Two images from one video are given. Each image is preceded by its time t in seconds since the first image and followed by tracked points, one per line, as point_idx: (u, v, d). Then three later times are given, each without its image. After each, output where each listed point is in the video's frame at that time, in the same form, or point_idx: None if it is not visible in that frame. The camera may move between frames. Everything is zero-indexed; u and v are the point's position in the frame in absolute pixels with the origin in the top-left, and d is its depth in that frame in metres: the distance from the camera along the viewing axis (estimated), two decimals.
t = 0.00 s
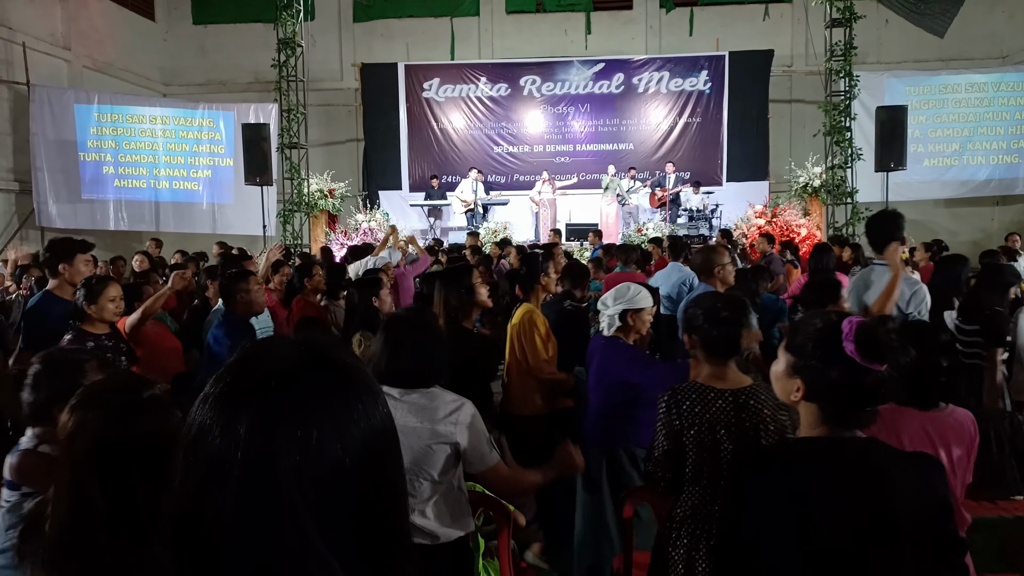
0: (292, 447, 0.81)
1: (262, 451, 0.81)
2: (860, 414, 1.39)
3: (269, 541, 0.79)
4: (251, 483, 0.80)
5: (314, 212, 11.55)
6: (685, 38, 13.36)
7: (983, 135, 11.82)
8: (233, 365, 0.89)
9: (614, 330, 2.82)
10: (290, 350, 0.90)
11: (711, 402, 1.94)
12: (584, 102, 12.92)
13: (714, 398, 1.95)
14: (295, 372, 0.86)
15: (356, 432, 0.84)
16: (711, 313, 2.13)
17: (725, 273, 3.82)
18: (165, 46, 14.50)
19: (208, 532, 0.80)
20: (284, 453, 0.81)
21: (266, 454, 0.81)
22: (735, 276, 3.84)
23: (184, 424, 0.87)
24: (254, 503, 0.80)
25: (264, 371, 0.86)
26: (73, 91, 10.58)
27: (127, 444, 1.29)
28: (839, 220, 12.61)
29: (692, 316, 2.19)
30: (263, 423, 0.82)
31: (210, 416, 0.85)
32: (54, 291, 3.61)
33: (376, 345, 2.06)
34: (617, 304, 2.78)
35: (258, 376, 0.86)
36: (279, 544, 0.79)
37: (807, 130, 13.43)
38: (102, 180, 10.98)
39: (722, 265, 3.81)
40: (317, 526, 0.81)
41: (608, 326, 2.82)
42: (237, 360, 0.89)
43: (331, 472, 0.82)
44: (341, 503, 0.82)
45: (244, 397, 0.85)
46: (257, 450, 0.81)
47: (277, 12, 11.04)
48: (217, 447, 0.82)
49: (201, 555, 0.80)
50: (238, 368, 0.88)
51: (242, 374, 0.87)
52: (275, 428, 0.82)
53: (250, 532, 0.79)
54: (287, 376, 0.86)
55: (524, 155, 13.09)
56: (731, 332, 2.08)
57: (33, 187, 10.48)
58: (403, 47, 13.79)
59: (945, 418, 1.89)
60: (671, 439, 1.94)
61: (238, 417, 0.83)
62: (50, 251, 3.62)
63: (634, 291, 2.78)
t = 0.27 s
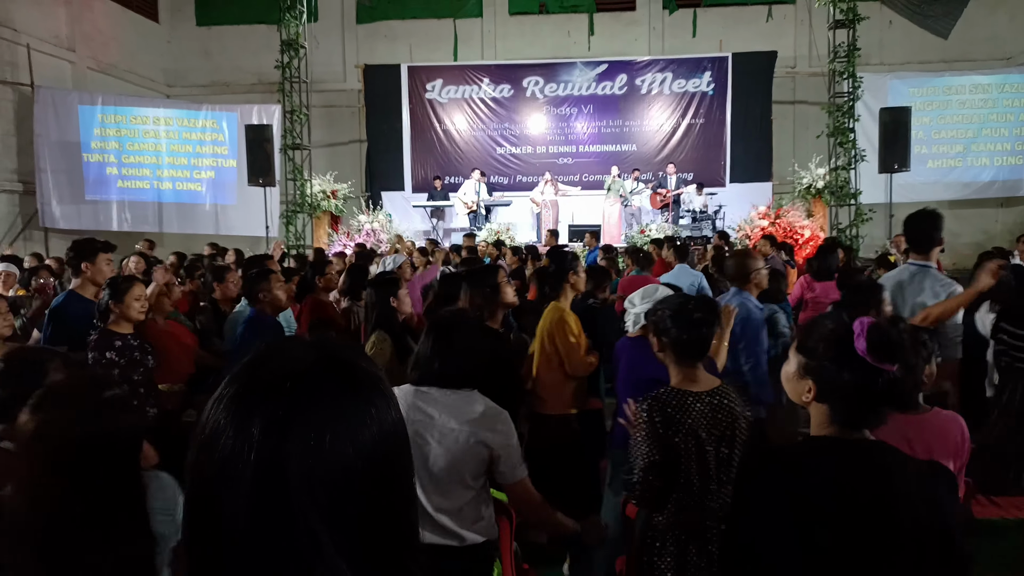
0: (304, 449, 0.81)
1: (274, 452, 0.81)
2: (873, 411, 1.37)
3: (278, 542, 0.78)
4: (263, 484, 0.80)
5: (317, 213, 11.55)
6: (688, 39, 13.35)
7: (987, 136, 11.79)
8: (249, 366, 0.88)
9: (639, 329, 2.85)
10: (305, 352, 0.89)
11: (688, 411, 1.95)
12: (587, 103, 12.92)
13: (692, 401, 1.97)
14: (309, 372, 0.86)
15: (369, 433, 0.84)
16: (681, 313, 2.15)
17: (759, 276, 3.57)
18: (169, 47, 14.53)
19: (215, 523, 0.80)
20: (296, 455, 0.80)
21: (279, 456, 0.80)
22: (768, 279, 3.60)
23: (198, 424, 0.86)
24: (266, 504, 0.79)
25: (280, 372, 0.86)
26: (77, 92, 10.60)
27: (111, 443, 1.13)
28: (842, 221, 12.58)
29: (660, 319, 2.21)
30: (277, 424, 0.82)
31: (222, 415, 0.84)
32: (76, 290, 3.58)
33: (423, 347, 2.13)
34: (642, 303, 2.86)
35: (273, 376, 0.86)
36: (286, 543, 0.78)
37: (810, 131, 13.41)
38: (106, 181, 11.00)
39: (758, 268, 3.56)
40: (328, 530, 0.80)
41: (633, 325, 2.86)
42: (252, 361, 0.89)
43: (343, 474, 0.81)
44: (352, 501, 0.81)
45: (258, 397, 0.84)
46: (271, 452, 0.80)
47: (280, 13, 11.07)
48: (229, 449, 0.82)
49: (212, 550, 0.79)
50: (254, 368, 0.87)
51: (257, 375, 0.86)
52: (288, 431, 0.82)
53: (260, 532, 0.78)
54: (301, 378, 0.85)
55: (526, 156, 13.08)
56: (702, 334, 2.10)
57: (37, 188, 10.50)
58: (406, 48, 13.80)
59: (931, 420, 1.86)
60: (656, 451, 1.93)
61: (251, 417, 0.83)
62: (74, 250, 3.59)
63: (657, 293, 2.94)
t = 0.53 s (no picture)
0: (312, 448, 0.78)
1: (280, 453, 0.78)
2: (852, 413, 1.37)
3: (283, 543, 0.76)
4: (269, 485, 0.77)
5: (315, 211, 11.51)
6: (688, 37, 13.32)
7: (987, 135, 11.78)
8: (253, 363, 0.85)
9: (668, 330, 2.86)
10: (309, 349, 0.86)
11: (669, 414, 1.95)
12: (586, 102, 12.88)
13: (675, 406, 1.97)
14: (316, 368, 0.83)
15: (374, 431, 0.81)
16: (661, 313, 2.12)
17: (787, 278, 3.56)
18: (167, 44, 14.46)
19: (218, 518, 0.78)
20: (303, 453, 0.78)
21: (285, 456, 0.78)
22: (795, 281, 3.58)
23: (198, 425, 0.83)
24: (271, 507, 0.77)
25: (287, 370, 0.83)
26: (74, 89, 10.55)
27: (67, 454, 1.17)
28: (841, 220, 12.55)
29: (636, 323, 2.16)
30: (284, 422, 0.79)
31: (226, 415, 0.81)
32: (88, 289, 3.49)
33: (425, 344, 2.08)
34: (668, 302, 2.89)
35: (280, 374, 0.83)
36: (290, 542, 0.76)
37: (810, 131, 13.38)
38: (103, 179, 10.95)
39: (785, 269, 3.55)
40: (334, 532, 0.78)
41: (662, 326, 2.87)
42: (256, 359, 0.85)
43: (348, 473, 0.79)
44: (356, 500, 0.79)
45: (263, 397, 0.81)
46: (277, 452, 0.78)
47: (278, 10, 11.01)
48: (232, 452, 0.78)
49: (214, 545, 0.77)
50: (259, 365, 0.84)
51: (261, 374, 0.83)
52: (294, 431, 0.79)
53: (265, 532, 0.76)
54: (307, 377, 0.82)
55: (526, 154, 13.04)
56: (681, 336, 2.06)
57: (34, 186, 10.46)
58: (404, 46, 13.75)
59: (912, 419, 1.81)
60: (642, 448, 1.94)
61: (258, 417, 0.80)
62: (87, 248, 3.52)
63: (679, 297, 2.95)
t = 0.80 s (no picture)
0: (326, 447, 0.85)
1: (294, 453, 0.84)
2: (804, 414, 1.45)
3: (300, 543, 0.82)
4: (284, 485, 0.83)
5: (317, 214, 11.59)
6: (686, 41, 13.41)
7: (984, 139, 11.86)
8: (258, 367, 0.91)
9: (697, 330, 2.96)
10: (310, 352, 0.92)
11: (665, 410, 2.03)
12: (586, 106, 12.97)
13: (669, 405, 2.05)
14: (324, 372, 0.90)
15: (378, 430, 0.89)
16: (648, 317, 2.25)
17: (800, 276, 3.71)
18: (169, 48, 14.56)
19: (222, 522, 0.84)
20: (317, 454, 0.85)
21: (299, 458, 0.84)
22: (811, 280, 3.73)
23: (202, 428, 0.88)
24: (287, 506, 0.83)
25: (295, 373, 0.89)
26: (78, 93, 10.64)
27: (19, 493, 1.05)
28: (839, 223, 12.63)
29: (626, 328, 2.29)
30: (297, 425, 0.85)
31: (234, 418, 0.87)
32: (105, 293, 3.59)
33: (389, 351, 2.03)
34: (699, 305, 2.95)
35: (289, 377, 0.89)
36: (308, 544, 0.83)
37: (808, 134, 13.47)
38: (106, 182, 11.03)
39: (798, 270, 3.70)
40: (346, 528, 0.85)
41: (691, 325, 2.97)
42: (260, 365, 0.91)
43: (356, 470, 0.86)
44: (360, 498, 0.87)
45: (273, 400, 0.87)
46: (289, 455, 0.84)
47: (281, 15, 11.11)
48: (243, 455, 0.84)
49: (216, 546, 0.83)
50: (264, 371, 0.90)
51: (267, 379, 0.89)
52: (308, 432, 0.85)
53: (281, 527, 0.82)
54: (314, 381, 0.89)
55: (525, 157, 13.13)
56: (667, 338, 2.20)
57: (37, 189, 10.54)
58: (405, 50, 13.84)
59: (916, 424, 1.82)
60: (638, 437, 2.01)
61: (268, 419, 0.86)
62: (102, 251, 3.56)
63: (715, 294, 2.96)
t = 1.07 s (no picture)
0: (326, 446, 0.84)
1: (295, 453, 0.83)
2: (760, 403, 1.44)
3: (301, 540, 0.82)
4: (285, 484, 0.82)
5: (315, 213, 11.57)
6: (685, 39, 13.40)
7: (982, 136, 11.85)
8: (254, 365, 0.89)
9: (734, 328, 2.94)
10: (306, 349, 0.91)
11: (657, 408, 2.01)
12: (584, 104, 12.96)
13: (663, 404, 2.02)
14: (320, 370, 0.89)
15: (375, 426, 0.88)
16: (646, 312, 2.25)
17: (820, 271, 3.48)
18: (167, 47, 14.52)
19: (222, 522, 0.83)
20: (317, 453, 0.84)
21: (298, 457, 0.83)
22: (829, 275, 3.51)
23: (197, 429, 0.87)
24: (287, 505, 0.82)
25: (291, 373, 0.88)
26: (75, 92, 10.61)
27: None
28: (838, 221, 12.62)
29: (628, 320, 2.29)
30: (296, 424, 0.84)
31: (231, 417, 0.85)
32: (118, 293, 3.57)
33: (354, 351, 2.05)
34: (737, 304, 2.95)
35: (285, 377, 0.87)
36: (312, 544, 0.82)
37: (806, 131, 13.45)
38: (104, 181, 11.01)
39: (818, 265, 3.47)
40: (347, 524, 0.85)
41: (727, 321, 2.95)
42: (255, 363, 0.89)
43: (357, 466, 0.85)
44: (360, 495, 0.86)
45: (270, 400, 0.86)
46: (289, 455, 0.83)
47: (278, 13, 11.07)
48: (240, 456, 0.83)
49: (215, 546, 0.83)
50: (260, 369, 0.88)
51: (264, 379, 0.87)
52: (307, 433, 0.84)
53: (281, 527, 0.82)
54: (310, 380, 0.87)
55: (524, 156, 13.11)
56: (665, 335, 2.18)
57: (35, 187, 10.52)
58: (404, 48, 13.82)
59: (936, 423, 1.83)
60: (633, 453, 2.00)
61: (266, 419, 0.84)
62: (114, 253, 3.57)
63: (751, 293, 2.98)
